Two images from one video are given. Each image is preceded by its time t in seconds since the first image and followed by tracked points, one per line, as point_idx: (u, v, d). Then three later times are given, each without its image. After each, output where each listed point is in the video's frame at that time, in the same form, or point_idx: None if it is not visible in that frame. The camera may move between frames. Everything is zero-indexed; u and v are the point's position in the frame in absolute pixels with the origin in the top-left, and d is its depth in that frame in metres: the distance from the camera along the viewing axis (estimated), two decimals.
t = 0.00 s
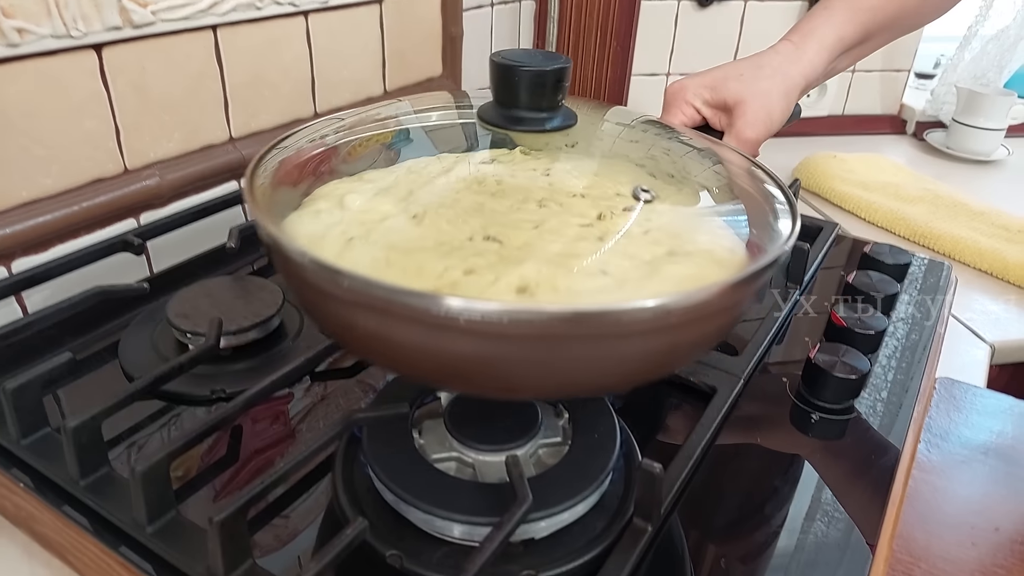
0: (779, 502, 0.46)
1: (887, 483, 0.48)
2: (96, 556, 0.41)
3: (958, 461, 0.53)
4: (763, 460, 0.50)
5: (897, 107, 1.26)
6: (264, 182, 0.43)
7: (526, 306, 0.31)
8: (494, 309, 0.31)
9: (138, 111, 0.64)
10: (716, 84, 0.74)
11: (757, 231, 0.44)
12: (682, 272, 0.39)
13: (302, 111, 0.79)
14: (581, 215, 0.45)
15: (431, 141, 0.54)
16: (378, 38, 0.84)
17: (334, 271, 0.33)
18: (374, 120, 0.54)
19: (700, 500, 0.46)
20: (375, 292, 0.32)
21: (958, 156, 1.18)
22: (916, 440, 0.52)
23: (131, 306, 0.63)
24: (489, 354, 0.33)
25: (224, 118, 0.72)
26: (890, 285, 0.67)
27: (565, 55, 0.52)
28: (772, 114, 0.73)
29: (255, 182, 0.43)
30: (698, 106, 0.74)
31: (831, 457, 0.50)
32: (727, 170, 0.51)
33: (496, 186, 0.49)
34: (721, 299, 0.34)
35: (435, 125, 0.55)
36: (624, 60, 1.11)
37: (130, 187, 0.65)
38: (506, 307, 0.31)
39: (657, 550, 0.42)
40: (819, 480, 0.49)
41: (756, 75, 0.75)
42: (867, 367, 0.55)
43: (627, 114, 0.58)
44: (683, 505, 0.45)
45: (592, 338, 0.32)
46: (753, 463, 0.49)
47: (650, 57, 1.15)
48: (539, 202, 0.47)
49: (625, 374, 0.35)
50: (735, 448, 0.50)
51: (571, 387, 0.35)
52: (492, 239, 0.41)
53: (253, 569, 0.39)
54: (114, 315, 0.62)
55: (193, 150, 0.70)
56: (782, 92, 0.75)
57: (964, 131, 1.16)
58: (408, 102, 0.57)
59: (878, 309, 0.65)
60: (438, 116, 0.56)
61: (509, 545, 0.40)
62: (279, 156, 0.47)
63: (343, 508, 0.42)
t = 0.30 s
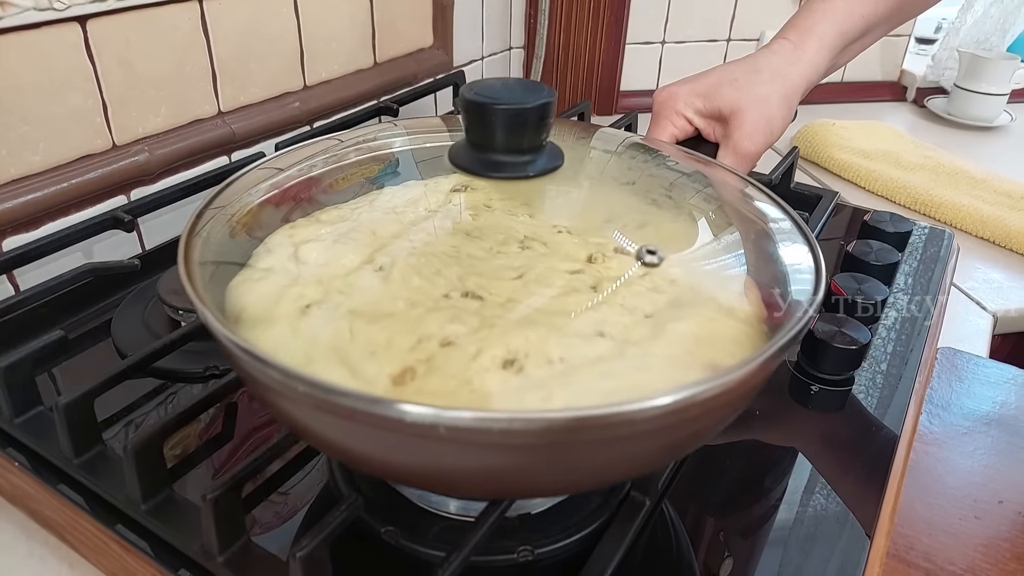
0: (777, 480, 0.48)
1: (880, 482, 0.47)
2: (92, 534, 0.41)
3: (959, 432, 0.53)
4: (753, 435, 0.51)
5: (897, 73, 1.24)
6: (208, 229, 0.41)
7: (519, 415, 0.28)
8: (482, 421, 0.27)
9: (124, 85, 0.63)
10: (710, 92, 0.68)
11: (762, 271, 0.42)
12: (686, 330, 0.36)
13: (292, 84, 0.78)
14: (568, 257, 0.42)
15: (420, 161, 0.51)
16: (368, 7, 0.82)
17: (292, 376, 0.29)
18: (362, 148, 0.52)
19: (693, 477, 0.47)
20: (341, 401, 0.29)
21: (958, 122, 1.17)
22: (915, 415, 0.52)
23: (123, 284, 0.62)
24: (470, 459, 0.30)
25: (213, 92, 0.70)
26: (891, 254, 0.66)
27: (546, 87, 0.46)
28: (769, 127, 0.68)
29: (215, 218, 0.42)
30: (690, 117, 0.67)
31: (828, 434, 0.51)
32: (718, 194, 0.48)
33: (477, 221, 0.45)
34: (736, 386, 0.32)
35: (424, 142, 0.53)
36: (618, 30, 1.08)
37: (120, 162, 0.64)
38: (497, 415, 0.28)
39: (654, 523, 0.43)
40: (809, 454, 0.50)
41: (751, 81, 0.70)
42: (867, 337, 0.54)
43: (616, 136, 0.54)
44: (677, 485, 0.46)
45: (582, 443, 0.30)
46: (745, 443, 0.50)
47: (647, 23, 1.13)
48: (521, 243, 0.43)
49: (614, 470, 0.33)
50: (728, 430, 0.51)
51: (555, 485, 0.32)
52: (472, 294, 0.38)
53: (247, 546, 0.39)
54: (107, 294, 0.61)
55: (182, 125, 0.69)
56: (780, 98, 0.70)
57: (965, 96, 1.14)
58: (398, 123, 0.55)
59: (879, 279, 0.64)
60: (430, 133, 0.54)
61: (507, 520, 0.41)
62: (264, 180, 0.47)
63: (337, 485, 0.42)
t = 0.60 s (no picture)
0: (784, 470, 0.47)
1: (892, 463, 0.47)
2: (92, 530, 0.41)
3: (968, 417, 0.52)
4: (760, 424, 0.50)
5: (902, 56, 1.23)
6: (203, 231, 0.41)
7: (509, 438, 0.27)
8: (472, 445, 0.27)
9: (118, 75, 0.62)
10: (710, 87, 0.66)
11: (762, 274, 0.41)
12: (685, 339, 0.35)
13: (288, 73, 0.77)
14: (563, 261, 0.41)
15: (420, 165, 0.50)
16: None
17: (275, 400, 0.29)
18: (360, 151, 0.51)
19: (701, 466, 0.47)
20: (326, 425, 0.28)
21: (964, 105, 1.16)
22: (923, 402, 0.51)
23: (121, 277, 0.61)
24: (460, 481, 0.30)
25: (208, 81, 0.69)
26: (899, 239, 0.65)
27: (537, 91, 0.44)
28: (770, 120, 0.66)
29: (209, 222, 0.41)
30: (690, 112, 0.67)
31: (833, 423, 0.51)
32: (716, 194, 0.47)
33: (469, 225, 0.44)
34: (734, 401, 0.31)
35: (425, 143, 0.52)
36: (618, 16, 1.07)
37: (115, 154, 0.63)
38: (487, 438, 0.27)
39: (663, 513, 0.43)
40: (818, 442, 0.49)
41: (752, 74, 0.68)
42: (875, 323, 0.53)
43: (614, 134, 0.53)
44: (684, 476, 0.46)
45: (576, 461, 0.29)
46: (753, 431, 0.50)
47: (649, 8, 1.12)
48: (516, 248, 0.42)
49: (610, 487, 0.32)
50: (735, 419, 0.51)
51: (548, 503, 0.32)
52: (465, 302, 0.38)
53: (247, 542, 0.38)
54: (105, 286, 0.60)
55: (178, 115, 0.68)
56: (782, 91, 0.69)
57: (972, 79, 1.13)
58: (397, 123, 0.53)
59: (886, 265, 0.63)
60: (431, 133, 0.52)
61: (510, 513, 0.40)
62: (264, 185, 0.46)
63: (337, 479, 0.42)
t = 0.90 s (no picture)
0: (799, 469, 0.46)
1: (908, 468, 0.46)
2: (91, 542, 0.40)
3: (984, 417, 0.51)
4: (772, 422, 0.50)
5: (907, 48, 1.22)
6: (207, 242, 0.40)
7: (508, 461, 0.27)
8: (472, 468, 0.26)
9: (116, 76, 0.61)
10: (713, 86, 0.65)
11: (767, 279, 0.40)
12: (685, 348, 0.35)
13: (288, 71, 0.76)
14: (565, 267, 0.40)
15: (423, 168, 0.49)
16: None
17: (272, 421, 0.28)
18: (364, 155, 0.50)
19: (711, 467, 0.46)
20: (323, 448, 0.28)
21: (971, 97, 1.15)
22: (937, 401, 0.50)
23: (119, 280, 0.60)
24: (457, 502, 0.29)
25: (207, 80, 0.68)
26: (910, 234, 0.64)
27: (537, 101, 0.43)
28: (777, 118, 0.65)
29: (212, 231, 0.41)
30: (694, 110, 0.65)
31: (845, 424, 0.49)
32: (718, 196, 0.46)
33: (470, 231, 0.43)
34: (739, 418, 0.30)
35: (428, 147, 0.51)
36: (620, 10, 1.06)
37: (113, 156, 0.62)
38: (486, 461, 0.27)
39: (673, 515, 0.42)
40: (829, 441, 0.48)
41: (757, 71, 0.67)
42: (888, 321, 0.52)
43: (615, 137, 0.52)
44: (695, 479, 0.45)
45: (576, 482, 0.28)
46: (765, 430, 0.49)
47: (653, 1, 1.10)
48: (517, 253, 0.41)
49: (613, 504, 0.31)
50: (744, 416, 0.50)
51: (550, 521, 0.31)
52: (466, 311, 0.37)
53: (249, 554, 0.38)
54: (104, 290, 0.59)
55: (177, 116, 0.67)
56: (787, 87, 0.68)
57: (979, 71, 1.12)
58: (398, 127, 0.52)
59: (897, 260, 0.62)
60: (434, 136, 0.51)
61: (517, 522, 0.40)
62: (266, 192, 0.45)
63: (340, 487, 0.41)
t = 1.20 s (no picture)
0: (804, 478, 0.46)
1: (913, 484, 0.45)
2: (91, 556, 0.40)
3: (989, 425, 0.51)
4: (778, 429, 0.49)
5: (907, 55, 1.22)
6: (219, 263, 0.41)
7: (516, 488, 0.27)
8: (481, 496, 0.26)
9: (118, 89, 0.61)
10: (715, 100, 0.66)
11: (768, 295, 0.40)
12: (691, 367, 0.35)
13: (289, 83, 0.76)
14: (569, 285, 0.40)
15: (429, 188, 0.48)
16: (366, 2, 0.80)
17: (282, 449, 0.28)
18: (370, 175, 0.50)
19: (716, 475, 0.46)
20: (333, 476, 0.28)
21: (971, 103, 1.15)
22: (943, 409, 0.50)
23: (120, 293, 0.60)
24: (464, 527, 0.29)
25: (209, 93, 0.68)
26: (913, 241, 0.64)
27: (538, 123, 0.42)
28: (779, 131, 0.65)
29: (221, 253, 0.41)
30: (696, 124, 0.66)
31: (853, 435, 0.49)
32: (720, 213, 0.46)
33: (475, 248, 0.42)
34: (746, 441, 0.30)
35: (433, 165, 0.50)
36: (619, 19, 1.06)
37: (115, 168, 0.62)
38: (494, 488, 0.26)
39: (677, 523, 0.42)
40: (835, 450, 0.48)
41: (758, 85, 0.67)
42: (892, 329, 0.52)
43: (614, 153, 0.51)
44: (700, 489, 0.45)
45: (583, 508, 0.28)
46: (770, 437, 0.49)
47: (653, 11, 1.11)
48: (522, 271, 0.41)
49: (620, 527, 0.31)
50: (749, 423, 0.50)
51: (558, 543, 0.31)
52: (472, 332, 0.37)
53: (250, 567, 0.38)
54: (106, 303, 0.59)
55: (178, 128, 0.67)
56: (789, 98, 0.68)
57: (978, 77, 1.12)
58: (401, 146, 0.51)
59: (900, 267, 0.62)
60: (439, 155, 0.50)
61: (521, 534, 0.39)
62: (275, 213, 0.45)
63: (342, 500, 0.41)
